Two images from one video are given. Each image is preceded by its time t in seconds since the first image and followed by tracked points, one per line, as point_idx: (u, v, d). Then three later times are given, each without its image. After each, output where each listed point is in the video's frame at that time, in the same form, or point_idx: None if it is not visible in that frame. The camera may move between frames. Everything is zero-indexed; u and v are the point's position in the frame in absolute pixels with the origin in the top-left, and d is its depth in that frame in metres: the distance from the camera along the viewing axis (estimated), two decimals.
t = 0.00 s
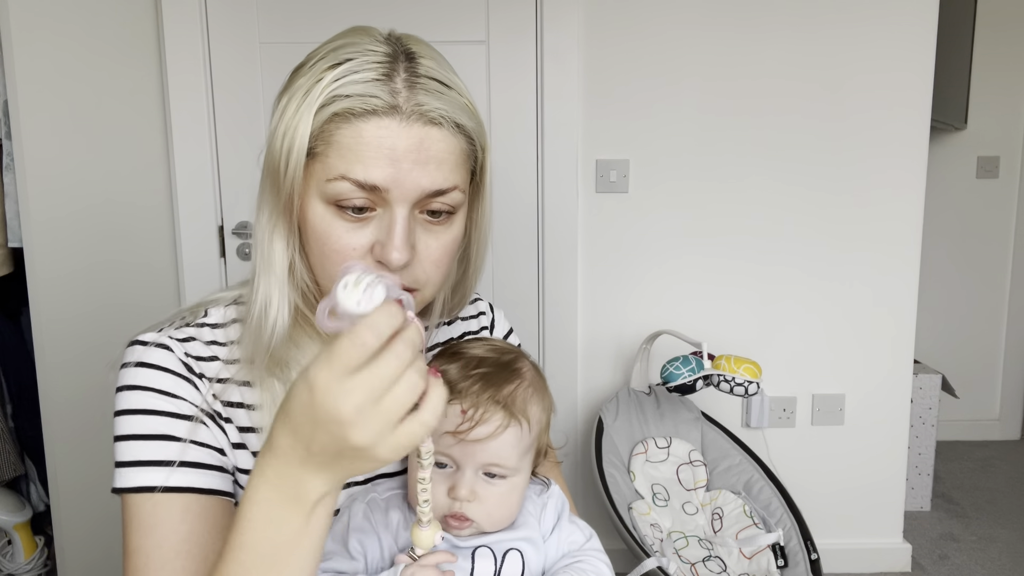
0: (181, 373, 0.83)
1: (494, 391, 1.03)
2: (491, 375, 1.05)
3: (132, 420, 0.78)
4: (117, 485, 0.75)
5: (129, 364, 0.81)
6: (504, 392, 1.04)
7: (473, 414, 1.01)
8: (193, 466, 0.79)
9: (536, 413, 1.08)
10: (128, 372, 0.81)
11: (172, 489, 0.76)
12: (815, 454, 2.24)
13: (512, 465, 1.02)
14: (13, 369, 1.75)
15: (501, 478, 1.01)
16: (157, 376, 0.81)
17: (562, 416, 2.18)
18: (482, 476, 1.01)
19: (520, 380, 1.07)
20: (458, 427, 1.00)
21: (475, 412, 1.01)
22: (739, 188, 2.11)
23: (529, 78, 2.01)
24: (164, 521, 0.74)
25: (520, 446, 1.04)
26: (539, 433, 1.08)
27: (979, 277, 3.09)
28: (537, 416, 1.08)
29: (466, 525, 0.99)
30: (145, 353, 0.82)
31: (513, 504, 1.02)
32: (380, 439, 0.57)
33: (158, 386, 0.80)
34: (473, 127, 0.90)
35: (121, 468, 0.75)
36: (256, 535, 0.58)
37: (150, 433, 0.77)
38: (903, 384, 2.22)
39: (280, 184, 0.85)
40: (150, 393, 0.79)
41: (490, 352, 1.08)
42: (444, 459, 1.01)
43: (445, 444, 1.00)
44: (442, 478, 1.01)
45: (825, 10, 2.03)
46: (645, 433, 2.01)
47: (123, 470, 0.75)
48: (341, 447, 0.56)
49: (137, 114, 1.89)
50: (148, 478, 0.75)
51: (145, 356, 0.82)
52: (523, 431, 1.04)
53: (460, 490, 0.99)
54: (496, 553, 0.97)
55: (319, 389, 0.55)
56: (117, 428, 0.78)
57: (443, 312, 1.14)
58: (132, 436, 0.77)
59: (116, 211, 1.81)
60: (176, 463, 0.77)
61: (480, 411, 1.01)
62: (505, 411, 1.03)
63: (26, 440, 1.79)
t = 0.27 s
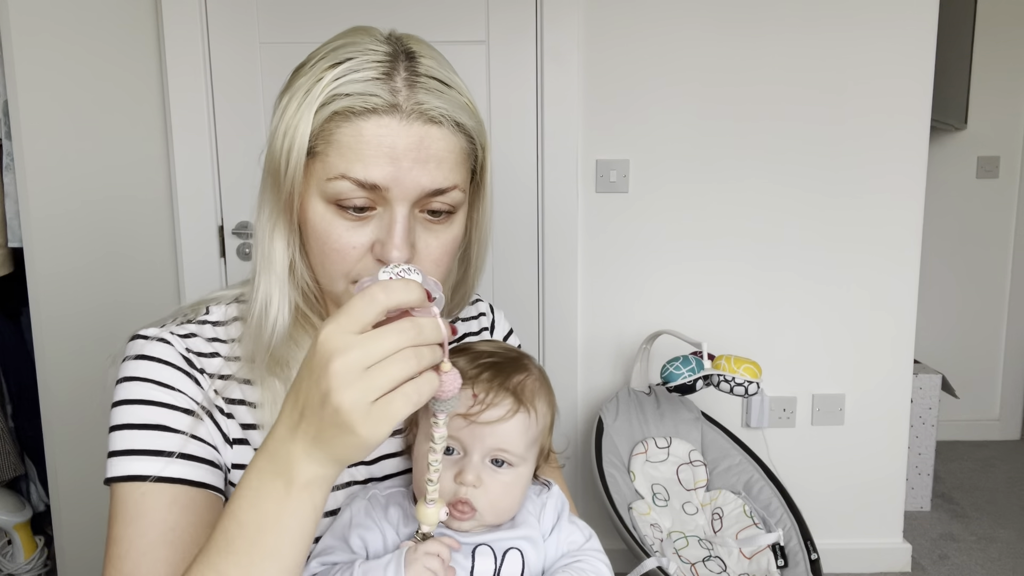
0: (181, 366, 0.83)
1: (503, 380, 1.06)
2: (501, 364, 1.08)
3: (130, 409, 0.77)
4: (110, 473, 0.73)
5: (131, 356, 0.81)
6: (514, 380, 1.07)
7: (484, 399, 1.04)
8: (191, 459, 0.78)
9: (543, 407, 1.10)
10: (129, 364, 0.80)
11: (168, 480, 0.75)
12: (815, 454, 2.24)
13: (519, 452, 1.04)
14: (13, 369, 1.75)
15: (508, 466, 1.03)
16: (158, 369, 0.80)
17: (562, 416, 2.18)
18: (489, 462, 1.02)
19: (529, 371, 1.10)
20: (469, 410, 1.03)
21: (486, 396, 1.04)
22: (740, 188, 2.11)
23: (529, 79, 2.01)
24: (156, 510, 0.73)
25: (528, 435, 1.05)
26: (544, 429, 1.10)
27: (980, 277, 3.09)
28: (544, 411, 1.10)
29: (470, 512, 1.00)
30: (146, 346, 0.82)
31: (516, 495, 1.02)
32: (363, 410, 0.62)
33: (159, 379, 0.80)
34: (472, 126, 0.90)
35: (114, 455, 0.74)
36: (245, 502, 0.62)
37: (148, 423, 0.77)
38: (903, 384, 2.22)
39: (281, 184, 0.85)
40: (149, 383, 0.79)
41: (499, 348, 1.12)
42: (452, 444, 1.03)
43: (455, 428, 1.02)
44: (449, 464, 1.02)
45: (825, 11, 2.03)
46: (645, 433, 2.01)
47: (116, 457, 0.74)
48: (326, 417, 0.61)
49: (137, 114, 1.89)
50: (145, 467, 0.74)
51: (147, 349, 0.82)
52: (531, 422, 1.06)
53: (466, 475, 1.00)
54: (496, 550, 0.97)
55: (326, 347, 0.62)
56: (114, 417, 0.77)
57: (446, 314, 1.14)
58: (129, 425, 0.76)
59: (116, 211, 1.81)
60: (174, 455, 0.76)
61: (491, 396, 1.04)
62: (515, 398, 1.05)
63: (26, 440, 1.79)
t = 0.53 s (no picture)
0: (184, 369, 0.83)
1: (509, 382, 1.06)
2: (506, 365, 1.08)
3: (133, 414, 0.77)
4: (116, 479, 0.73)
5: (132, 360, 0.81)
6: (519, 382, 1.07)
7: (490, 400, 1.03)
8: (196, 462, 0.78)
9: (547, 409, 1.10)
10: (131, 368, 0.80)
11: (174, 484, 0.75)
12: (815, 454, 2.23)
13: (524, 453, 1.04)
14: (13, 369, 1.75)
15: (512, 467, 1.03)
16: (160, 372, 0.80)
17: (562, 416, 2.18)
18: (494, 463, 1.02)
19: (534, 372, 1.10)
20: (475, 411, 1.02)
21: (491, 397, 1.04)
22: (740, 188, 2.11)
23: (529, 79, 2.01)
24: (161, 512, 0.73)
25: (532, 437, 1.05)
26: (549, 430, 1.11)
27: (980, 277, 3.09)
28: (547, 413, 1.10)
29: (473, 512, 1.00)
30: (148, 349, 0.82)
31: (519, 497, 1.02)
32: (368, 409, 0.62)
33: (161, 382, 0.79)
34: (473, 121, 0.90)
35: (121, 461, 0.74)
36: (257, 506, 0.62)
37: (152, 428, 0.77)
38: (904, 383, 2.22)
39: (284, 183, 0.85)
40: (152, 387, 0.79)
41: (504, 350, 1.12)
42: (456, 444, 1.02)
43: (460, 428, 1.02)
44: (453, 464, 1.02)
45: (825, 10, 2.03)
46: (645, 433, 2.01)
47: (123, 462, 0.74)
48: (331, 421, 0.61)
49: (137, 114, 1.89)
50: (152, 472, 0.74)
51: (148, 352, 0.81)
52: (535, 423, 1.06)
53: (471, 475, 1.00)
54: (498, 550, 0.97)
55: (318, 356, 0.62)
56: (118, 422, 0.77)
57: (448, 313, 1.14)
58: (135, 429, 0.76)
59: (116, 211, 1.81)
60: (180, 459, 0.77)
61: (497, 397, 1.04)
62: (520, 400, 1.05)
63: (26, 440, 1.79)
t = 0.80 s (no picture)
0: (182, 376, 0.83)
1: (513, 378, 1.06)
2: (510, 363, 1.08)
3: (131, 422, 0.77)
4: (116, 486, 0.74)
5: (130, 365, 0.81)
6: (523, 378, 1.07)
7: (495, 394, 1.03)
8: (195, 471, 0.78)
9: (551, 407, 1.10)
10: (129, 374, 0.80)
11: (173, 493, 0.75)
12: (815, 455, 2.23)
13: (528, 449, 1.03)
14: (14, 369, 1.75)
15: (516, 462, 1.02)
16: (158, 379, 0.80)
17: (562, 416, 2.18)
18: (498, 458, 1.02)
19: (536, 370, 1.10)
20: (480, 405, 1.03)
21: (496, 392, 1.04)
22: (740, 189, 2.11)
23: (529, 79, 2.01)
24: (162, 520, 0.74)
25: (537, 433, 1.05)
26: (552, 429, 1.10)
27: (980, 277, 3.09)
28: (552, 412, 1.10)
29: (475, 507, 0.99)
30: (147, 355, 0.82)
31: (522, 494, 1.02)
32: (392, 462, 0.62)
33: (158, 390, 0.80)
34: (470, 118, 0.89)
35: (120, 469, 0.75)
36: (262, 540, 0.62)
37: (151, 436, 0.77)
38: (904, 383, 2.22)
39: (279, 183, 0.85)
40: (149, 395, 0.79)
41: (507, 350, 1.12)
42: (461, 438, 1.02)
43: (465, 422, 1.02)
44: (457, 458, 1.01)
45: (825, 11, 2.03)
46: (645, 433, 2.01)
47: (122, 471, 0.75)
48: (352, 473, 0.61)
49: (137, 115, 1.89)
50: (150, 481, 0.74)
51: (147, 358, 0.82)
52: (539, 420, 1.06)
53: (475, 470, 0.99)
54: (499, 549, 0.97)
55: (344, 422, 0.59)
56: (117, 429, 0.77)
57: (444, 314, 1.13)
58: (133, 438, 0.76)
59: (116, 212, 1.81)
60: (179, 468, 0.77)
61: (501, 392, 1.04)
62: (524, 396, 1.05)
63: (26, 440, 1.79)
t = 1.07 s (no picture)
0: (180, 389, 0.84)
1: (516, 376, 1.05)
2: (512, 361, 1.07)
3: (131, 440, 0.80)
4: (117, 503, 0.79)
5: (130, 377, 0.83)
6: (527, 377, 1.06)
7: (499, 393, 1.02)
8: (194, 490, 0.82)
9: (555, 407, 1.08)
10: (129, 387, 0.82)
11: (172, 513, 0.80)
12: (815, 455, 2.24)
13: (533, 447, 1.02)
14: (14, 369, 1.75)
15: (520, 461, 1.01)
16: (155, 396, 0.82)
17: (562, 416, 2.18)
18: (502, 456, 1.00)
19: (539, 369, 1.09)
20: (485, 403, 1.01)
21: (500, 390, 1.02)
22: (740, 189, 2.11)
23: (529, 79, 2.01)
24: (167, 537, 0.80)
25: (541, 432, 1.04)
26: (555, 428, 1.09)
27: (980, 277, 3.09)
28: (555, 413, 1.09)
29: (479, 503, 0.99)
30: (145, 367, 0.84)
31: (525, 494, 1.01)
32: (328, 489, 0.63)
33: (156, 406, 0.82)
34: (459, 101, 0.91)
35: (124, 488, 0.79)
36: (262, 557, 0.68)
37: (151, 455, 0.81)
38: (904, 384, 2.22)
39: (272, 170, 0.87)
40: (148, 412, 0.81)
41: (509, 349, 1.11)
42: (465, 437, 1.00)
43: (469, 419, 1.00)
44: (460, 456, 1.00)
45: (825, 11, 2.03)
46: (645, 433, 2.01)
47: (126, 489, 0.79)
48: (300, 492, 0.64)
49: (137, 115, 1.89)
50: (151, 501, 0.79)
51: (146, 371, 0.83)
52: (543, 419, 1.05)
53: (480, 468, 0.98)
54: (503, 551, 0.97)
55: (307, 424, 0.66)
56: (119, 444, 0.81)
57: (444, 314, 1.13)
58: (134, 456, 0.80)
59: (115, 212, 1.81)
60: (178, 487, 0.81)
61: (506, 391, 1.02)
62: (528, 394, 1.04)
63: (26, 440, 1.79)
